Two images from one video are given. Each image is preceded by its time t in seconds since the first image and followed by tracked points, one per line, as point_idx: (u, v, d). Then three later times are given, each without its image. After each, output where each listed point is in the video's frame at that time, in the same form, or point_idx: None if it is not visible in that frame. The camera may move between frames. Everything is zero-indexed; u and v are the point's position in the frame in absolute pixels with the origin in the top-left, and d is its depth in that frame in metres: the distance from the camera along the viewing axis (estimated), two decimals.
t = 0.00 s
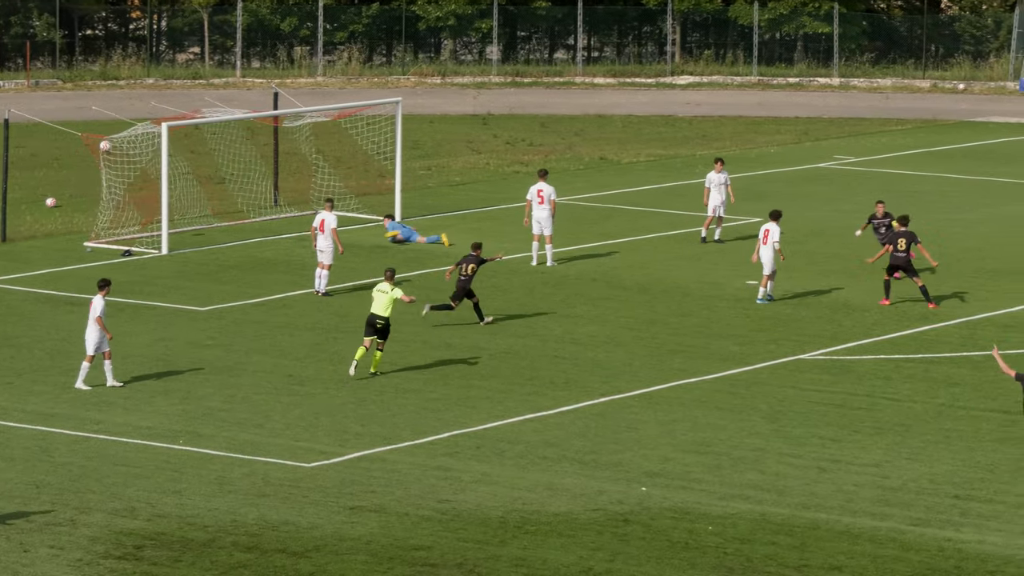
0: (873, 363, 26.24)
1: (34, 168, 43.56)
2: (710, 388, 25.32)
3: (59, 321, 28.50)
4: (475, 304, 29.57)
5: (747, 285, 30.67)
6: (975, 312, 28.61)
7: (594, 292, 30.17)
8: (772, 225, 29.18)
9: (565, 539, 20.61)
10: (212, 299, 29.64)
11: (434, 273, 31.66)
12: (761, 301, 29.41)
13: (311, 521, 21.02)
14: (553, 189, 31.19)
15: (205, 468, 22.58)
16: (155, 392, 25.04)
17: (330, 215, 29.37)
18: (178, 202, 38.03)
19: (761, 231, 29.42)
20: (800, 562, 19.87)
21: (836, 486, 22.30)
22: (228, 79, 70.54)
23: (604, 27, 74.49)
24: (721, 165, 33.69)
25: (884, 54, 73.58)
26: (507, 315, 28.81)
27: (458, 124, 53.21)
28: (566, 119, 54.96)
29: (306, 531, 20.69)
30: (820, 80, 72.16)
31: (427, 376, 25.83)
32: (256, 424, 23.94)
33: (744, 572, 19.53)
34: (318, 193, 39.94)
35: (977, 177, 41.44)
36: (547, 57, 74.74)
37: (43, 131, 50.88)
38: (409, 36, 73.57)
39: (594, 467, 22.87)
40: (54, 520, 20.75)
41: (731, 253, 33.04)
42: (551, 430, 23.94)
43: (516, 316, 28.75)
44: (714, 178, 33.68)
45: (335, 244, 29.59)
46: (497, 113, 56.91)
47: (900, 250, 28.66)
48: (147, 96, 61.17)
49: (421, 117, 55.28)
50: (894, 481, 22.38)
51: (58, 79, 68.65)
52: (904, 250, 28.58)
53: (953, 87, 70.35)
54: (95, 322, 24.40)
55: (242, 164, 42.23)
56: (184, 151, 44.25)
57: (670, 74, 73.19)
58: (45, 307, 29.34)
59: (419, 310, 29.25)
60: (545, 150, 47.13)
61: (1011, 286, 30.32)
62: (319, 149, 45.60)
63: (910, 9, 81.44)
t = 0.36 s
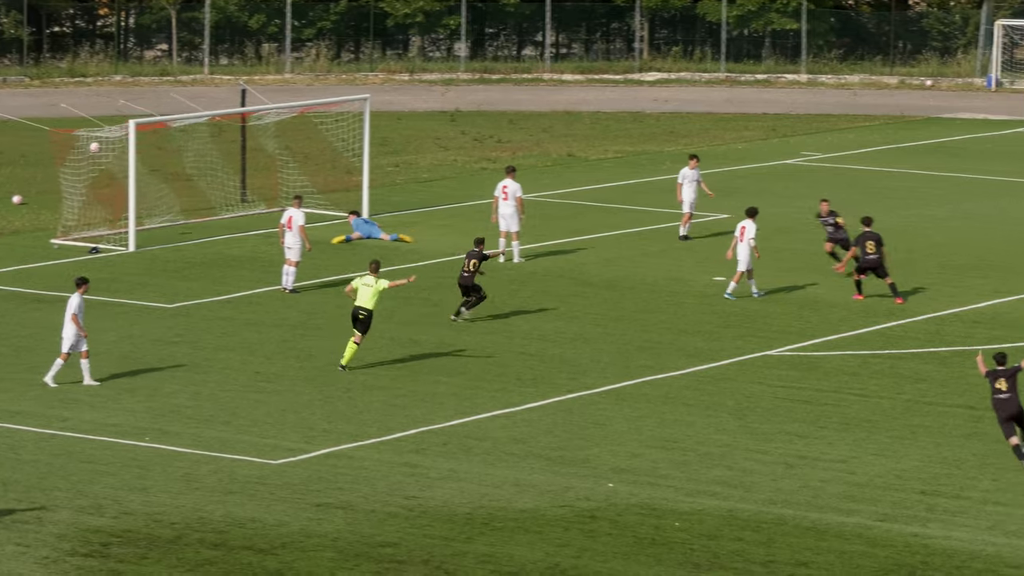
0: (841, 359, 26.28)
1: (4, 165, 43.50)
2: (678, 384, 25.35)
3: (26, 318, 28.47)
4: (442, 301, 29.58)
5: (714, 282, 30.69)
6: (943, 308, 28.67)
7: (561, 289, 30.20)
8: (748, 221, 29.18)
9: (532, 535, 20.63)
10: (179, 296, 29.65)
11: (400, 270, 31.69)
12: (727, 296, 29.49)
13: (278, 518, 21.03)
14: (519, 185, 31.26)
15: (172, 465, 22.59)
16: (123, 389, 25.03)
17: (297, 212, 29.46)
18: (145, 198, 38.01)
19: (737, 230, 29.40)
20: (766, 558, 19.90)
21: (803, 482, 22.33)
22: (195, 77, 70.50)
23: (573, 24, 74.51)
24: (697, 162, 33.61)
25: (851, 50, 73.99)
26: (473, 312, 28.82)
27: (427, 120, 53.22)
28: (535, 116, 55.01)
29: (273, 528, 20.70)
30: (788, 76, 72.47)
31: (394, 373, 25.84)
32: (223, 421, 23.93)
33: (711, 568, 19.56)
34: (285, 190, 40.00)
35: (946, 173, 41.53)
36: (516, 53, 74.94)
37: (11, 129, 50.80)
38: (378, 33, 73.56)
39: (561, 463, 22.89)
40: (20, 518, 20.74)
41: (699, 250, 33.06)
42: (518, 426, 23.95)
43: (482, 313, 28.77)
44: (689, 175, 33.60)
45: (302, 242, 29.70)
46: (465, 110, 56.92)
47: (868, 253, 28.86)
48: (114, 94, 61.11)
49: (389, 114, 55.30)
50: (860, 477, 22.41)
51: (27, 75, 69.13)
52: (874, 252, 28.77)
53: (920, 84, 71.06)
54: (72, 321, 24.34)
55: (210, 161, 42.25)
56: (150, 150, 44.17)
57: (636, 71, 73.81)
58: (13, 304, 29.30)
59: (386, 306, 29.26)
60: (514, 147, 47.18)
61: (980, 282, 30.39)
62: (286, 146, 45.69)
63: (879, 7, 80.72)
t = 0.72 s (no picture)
0: (803, 355, 26.34)
1: None
2: (640, 380, 25.38)
3: None
4: (402, 297, 29.61)
5: (676, 278, 30.74)
6: (905, 304, 28.78)
7: (522, 286, 30.24)
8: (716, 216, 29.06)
9: (494, 532, 20.66)
10: (140, 293, 29.63)
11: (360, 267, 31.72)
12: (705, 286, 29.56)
13: (240, 514, 21.04)
14: (479, 181, 31.26)
15: (133, 462, 22.58)
16: (85, 386, 25.02)
17: (258, 208, 29.40)
18: (104, 197, 38.01)
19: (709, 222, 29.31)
20: (728, 554, 19.94)
21: (764, 478, 22.38)
22: (155, 74, 70.68)
23: (531, 20, 75.59)
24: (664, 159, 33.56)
25: (811, 47, 75.51)
26: (434, 309, 28.87)
27: (387, 117, 53.35)
28: (496, 112, 55.17)
29: (235, 525, 20.70)
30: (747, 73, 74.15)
31: (356, 369, 25.87)
32: (184, 418, 23.93)
33: (673, 565, 19.60)
34: (245, 186, 40.06)
35: (907, 169, 41.68)
36: (475, 50, 75.79)
37: None
38: (337, 30, 74.83)
39: (523, 460, 22.91)
40: None
41: (660, 247, 33.12)
42: (479, 423, 23.98)
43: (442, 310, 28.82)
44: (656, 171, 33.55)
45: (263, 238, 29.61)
46: (426, 106, 57.05)
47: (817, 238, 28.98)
48: (74, 91, 61.10)
49: (349, 110, 55.42)
50: (821, 473, 22.46)
51: None
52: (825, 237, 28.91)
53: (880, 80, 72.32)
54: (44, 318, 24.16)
55: (171, 159, 42.30)
56: (110, 148, 44.13)
57: (596, 67, 75.26)
58: None
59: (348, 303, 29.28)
60: (475, 143, 47.27)
61: (941, 278, 30.50)
62: (246, 144, 45.79)
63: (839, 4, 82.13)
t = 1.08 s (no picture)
0: (793, 350, 26.37)
1: None
2: (631, 376, 25.40)
3: None
4: (392, 293, 29.63)
5: (666, 274, 30.77)
6: (895, 300, 28.80)
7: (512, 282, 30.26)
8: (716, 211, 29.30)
9: (484, 527, 20.68)
10: (130, 289, 29.64)
11: (350, 263, 31.72)
12: (712, 287, 29.69)
13: (230, 510, 21.05)
14: (470, 177, 31.22)
15: (123, 458, 22.59)
16: (76, 382, 25.02)
17: (248, 205, 29.64)
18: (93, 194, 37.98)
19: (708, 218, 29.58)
20: (719, 550, 19.96)
21: (754, 474, 22.41)
22: (145, 70, 70.54)
23: (521, 17, 77.37)
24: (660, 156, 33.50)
25: (801, 42, 76.67)
26: (424, 305, 28.88)
27: (377, 113, 53.39)
28: (486, 108, 55.19)
29: (225, 521, 20.72)
30: (737, 70, 73.34)
31: (346, 365, 25.87)
32: (174, 414, 23.93)
33: (663, 560, 19.62)
34: (234, 182, 40.10)
35: (896, 164, 41.71)
36: (465, 46, 77.36)
37: None
38: (327, 26, 75.73)
39: (513, 455, 22.93)
40: None
41: (650, 243, 33.14)
42: (469, 418, 23.99)
43: (432, 305, 28.83)
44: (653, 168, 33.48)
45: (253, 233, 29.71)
46: (416, 101, 57.05)
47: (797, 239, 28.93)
48: (64, 87, 61.00)
49: (339, 106, 55.44)
50: (811, 469, 22.49)
51: None
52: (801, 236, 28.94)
53: (870, 77, 71.14)
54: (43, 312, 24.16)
55: (161, 155, 42.28)
56: (99, 143, 44.24)
57: (586, 64, 74.61)
58: None
59: (338, 298, 29.29)
60: (464, 139, 47.25)
61: (932, 273, 30.54)
62: (236, 139, 45.82)
63: None
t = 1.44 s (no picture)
0: (796, 339, 26.37)
1: None
2: (633, 364, 25.40)
3: None
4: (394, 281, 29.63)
5: (668, 262, 30.78)
6: (897, 288, 28.81)
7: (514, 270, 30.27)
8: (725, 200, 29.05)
9: (487, 515, 20.68)
10: (131, 277, 29.65)
11: (352, 251, 31.73)
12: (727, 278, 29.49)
13: (232, 498, 21.05)
14: (473, 165, 31.24)
15: (126, 445, 22.59)
16: (77, 370, 25.02)
17: (249, 193, 29.61)
18: (94, 182, 37.98)
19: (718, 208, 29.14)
20: (721, 538, 19.96)
21: (756, 462, 22.42)
22: (145, 57, 70.38)
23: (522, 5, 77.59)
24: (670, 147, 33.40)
25: (802, 30, 77.11)
26: (426, 293, 28.89)
27: (377, 101, 53.47)
28: (488, 96, 55.21)
29: (228, 508, 20.72)
30: (738, 58, 72.90)
31: (348, 353, 25.87)
32: (177, 402, 23.93)
33: (665, 548, 19.63)
34: (236, 170, 40.15)
35: (899, 153, 41.68)
36: (466, 34, 77.14)
37: None
38: (328, 15, 75.95)
39: (515, 443, 22.93)
40: None
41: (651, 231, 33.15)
42: (472, 406, 23.99)
43: (434, 293, 28.84)
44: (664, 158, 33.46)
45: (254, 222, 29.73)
46: (417, 89, 57.05)
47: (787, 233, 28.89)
48: (64, 74, 61.02)
49: (340, 94, 55.44)
50: (814, 457, 22.50)
51: None
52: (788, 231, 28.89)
53: (872, 65, 70.79)
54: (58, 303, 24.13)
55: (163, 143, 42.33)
56: (100, 130, 44.39)
57: (588, 52, 74.67)
58: None
59: (340, 286, 29.30)
60: (465, 126, 47.46)
61: (933, 261, 30.55)
62: (237, 127, 45.86)
63: None
